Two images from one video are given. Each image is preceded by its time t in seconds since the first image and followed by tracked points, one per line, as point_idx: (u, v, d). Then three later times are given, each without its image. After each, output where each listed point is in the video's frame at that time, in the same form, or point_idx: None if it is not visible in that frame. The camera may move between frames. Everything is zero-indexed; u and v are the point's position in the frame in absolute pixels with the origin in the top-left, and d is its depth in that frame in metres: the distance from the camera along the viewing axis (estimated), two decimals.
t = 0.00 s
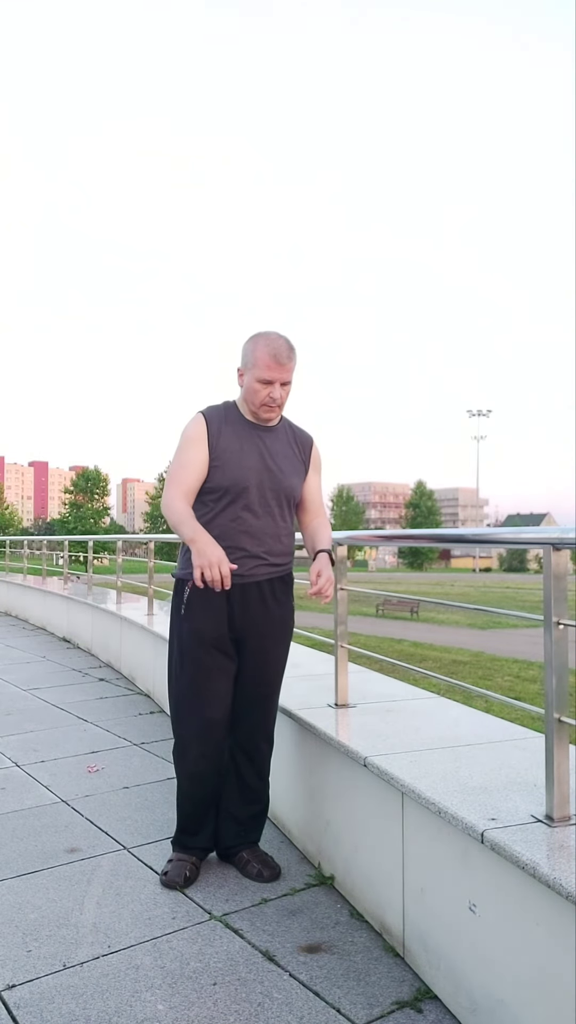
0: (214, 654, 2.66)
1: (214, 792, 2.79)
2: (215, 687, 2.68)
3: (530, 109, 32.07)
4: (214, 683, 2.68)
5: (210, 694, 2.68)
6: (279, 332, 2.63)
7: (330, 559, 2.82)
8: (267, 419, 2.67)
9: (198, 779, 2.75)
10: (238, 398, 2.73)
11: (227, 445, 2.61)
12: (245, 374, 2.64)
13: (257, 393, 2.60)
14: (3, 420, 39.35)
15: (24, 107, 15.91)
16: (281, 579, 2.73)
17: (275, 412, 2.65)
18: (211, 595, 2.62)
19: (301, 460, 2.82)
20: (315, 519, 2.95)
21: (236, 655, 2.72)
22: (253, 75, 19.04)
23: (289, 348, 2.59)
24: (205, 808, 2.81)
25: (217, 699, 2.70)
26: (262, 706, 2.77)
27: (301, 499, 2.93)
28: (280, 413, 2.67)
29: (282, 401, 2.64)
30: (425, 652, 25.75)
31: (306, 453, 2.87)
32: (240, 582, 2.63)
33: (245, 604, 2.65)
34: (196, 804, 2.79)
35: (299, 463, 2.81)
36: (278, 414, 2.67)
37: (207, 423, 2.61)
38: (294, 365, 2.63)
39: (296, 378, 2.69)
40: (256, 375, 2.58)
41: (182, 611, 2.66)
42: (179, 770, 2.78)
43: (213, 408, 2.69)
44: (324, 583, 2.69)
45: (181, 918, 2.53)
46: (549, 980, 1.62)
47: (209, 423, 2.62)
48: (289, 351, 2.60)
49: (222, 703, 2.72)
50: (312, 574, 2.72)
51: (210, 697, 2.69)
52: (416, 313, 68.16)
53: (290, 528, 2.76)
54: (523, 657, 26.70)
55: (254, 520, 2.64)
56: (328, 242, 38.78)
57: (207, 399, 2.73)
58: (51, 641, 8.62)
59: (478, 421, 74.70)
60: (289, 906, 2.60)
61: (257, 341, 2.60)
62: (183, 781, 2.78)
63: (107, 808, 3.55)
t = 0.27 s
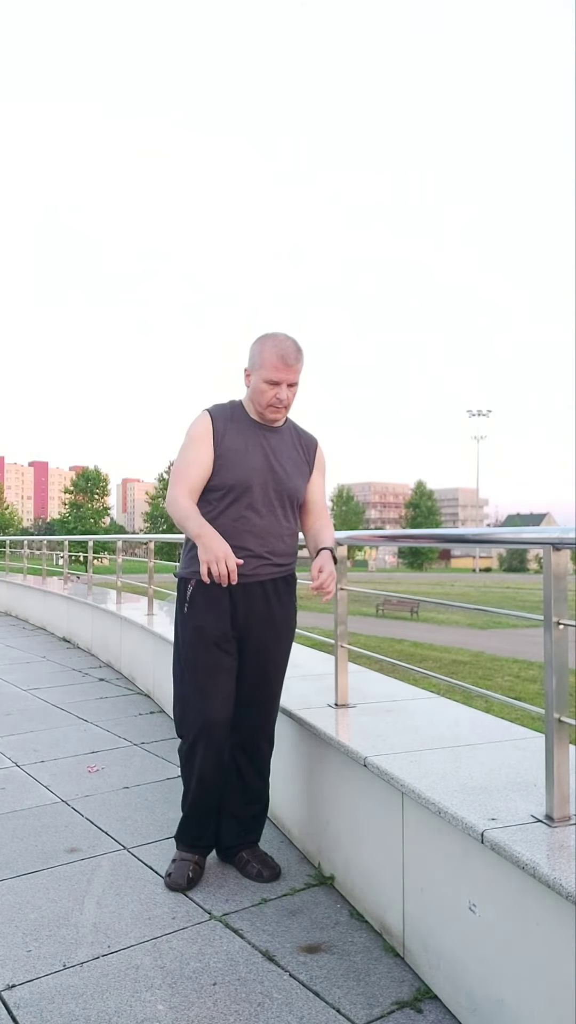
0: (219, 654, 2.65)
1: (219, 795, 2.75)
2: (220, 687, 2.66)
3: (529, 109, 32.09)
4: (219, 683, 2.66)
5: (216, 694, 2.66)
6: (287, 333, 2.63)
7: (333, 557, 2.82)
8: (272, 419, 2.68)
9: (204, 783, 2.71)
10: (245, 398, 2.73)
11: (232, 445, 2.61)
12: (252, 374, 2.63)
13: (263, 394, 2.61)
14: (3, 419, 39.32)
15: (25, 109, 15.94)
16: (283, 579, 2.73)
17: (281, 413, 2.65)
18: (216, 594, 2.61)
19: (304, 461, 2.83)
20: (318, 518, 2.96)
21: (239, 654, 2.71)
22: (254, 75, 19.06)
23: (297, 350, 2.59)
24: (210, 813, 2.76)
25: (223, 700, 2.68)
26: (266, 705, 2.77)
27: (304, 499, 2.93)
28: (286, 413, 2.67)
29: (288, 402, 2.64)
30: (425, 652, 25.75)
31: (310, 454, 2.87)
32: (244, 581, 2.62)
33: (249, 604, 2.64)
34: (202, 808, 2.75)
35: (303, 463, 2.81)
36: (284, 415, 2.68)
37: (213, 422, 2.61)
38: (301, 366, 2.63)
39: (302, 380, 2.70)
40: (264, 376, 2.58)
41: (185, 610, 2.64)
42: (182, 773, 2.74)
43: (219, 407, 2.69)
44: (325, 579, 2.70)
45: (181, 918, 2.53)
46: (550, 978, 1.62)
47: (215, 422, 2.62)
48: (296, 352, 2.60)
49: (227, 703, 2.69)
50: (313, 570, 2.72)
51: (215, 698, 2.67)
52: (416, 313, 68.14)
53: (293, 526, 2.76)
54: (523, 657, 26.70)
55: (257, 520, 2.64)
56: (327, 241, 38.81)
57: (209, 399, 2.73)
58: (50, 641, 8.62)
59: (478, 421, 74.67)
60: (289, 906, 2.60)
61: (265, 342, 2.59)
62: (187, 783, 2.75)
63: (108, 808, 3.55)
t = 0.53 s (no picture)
0: (221, 655, 2.64)
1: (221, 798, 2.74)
2: (222, 688, 2.66)
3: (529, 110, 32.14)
4: (221, 684, 2.65)
5: (216, 696, 2.65)
6: (283, 331, 2.64)
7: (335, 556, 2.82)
8: (269, 418, 2.68)
9: (206, 785, 2.70)
10: (241, 397, 2.74)
11: (228, 443, 2.61)
12: (247, 372, 2.64)
13: (260, 392, 2.61)
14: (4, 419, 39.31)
15: (27, 111, 15.97)
16: (282, 579, 2.72)
17: (278, 411, 2.66)
18: (216, 595, 2.61)
19: (302, 460, 2.83)
20: (317, 518, 2.96)
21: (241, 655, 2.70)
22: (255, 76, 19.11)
23: (292, 347, 2.60)
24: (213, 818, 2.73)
25: (225, 700, 2.68)
26: (267, 705, 2.76)
27: (303, 498, 2.93)
28: (283, 411, 2.68)
29: (285, 400, 2.65)
30: (425, 652, 25.76)
31: (308, 453, 2.88)
32: (244, 581, 2.62)
33: (250, 604, 2.64)
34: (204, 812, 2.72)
35: (301, 462, 2.81)
36: (281, 414, 2.68)
37: (209, 421, 2.62)
38: (297, 364, 2.64)
39: (299, 378, 2.71)
40: (260, 374, 2.59)
41: (184, 610, 2.64)
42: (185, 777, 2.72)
43: (215, 407, 2.70)
44: (331, 578, 2.69)
45: (180, 918, 2.53)
46: (551, 978, 1.62)
47: (212, 422, 2.62)
48: (293, 350, 2.62)
49: (228, 703, 2.69)
50: (318, 569, 2.72)
51: (217, 699, 2.66)
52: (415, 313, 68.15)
53: (291, 526, 2.76)
54: (523, 657, 26.70)
55: (256, 521, 2.64)
56: (327, 241, 38.84)
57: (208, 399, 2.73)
58: (51, 641, 8.61)
59: (478, 421, 74.63)
60: (289, 906, 2.60)
61: (262, 339, 2.61)
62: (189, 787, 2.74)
63: (108, 808, 3.55)
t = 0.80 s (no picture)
0: (218, 657, 2.63)
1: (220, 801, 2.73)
2: (219, 690, 2.65)
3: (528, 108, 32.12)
4: (218, 687, 2.65)
5: (214, 699, 2.65)
6: (273, 324, 2.63)
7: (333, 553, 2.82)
8: (261, 414, 2.66)
9: (205, 787, 2.69)
10: (232, 393, 2.72)
11: (222, 442, 2.59)
12: (238, 370, 2.63)
13: (251, 388, 2.60)
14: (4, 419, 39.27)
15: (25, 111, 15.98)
16: (278, 580, 2.72)
17: (270, 407, 2.65)
18: (213, 598, 2.60)
19: (297, 455, 2.82)
20: (313, 516, 2.95)
21: (238, 657, 2.70)
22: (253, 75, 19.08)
23: (283, 342, 2.59)
24: (212, 821, 2.72)
25: (222, 701, 2.67)
26: (264, 706, 2.76)
27: (298, 494, 2.92)
28: (274, 407, 2.66)
29: (276, 396, 2.63)
30: (425, 652, 25.73)
31: (302, 448, 2.86)
32: (241, 583, 2.61)
33: (248, 605, 2.63)
34: (202, 815, 2.71)
35: (297, 460, 2.80)
36: (273, 410, 2.67)
37: (201, 421, 2.60)
38: (288, 360, 2.62)
39: (290, 373, 2.69)
40: (250, 370, 2.58)
41: (180, 612, 2.63)
42: (182, 780, 2.71)
43: (206, 406, 2.68)
44: (332, 577, 2.69)
45: (180, 919, 2.52)
46: (551, 979, 1.62)
47: (204, 421, 2.60)
48: (282, 345, 2.60)
49: (226, 706, 2.68)
50: (319, 568, 2.72)
51: (214, 702, 2.65)
52: (414, 313, 68.19)
53: (287, 525, 2.76)
54: (523, 657, 26.66)
55: (253, 521, 2.63)
56: (326, 240, 38.80)
57: (204, 399, 2.72)
58: (51, 641, 8.61)
59: (478, 421, 74.57)
60: (288, 906, 2.60)
61: (252, 334, 2.59)
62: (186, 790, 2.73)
63: (108, 808, 3.55)
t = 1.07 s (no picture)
0: (216, 657, 2.63)
1: (219, 801, 2.72)
2: (217, 691, 2.65)
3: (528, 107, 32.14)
4: (216, 687, 2.64)
5: (212, 699, 2.64)
6: (263, 322, 2.60)
7: (332, 551, 2.82)
8: (253, 413, 2.64)
9: (203, 787, 2.68)
10: (224, 392, 2.70)
11: (214, 443, 2.58)
12: (228, 368, 2.61)
13: (241, 386, 2.57)
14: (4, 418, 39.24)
15: (26, 113, 16.07)
16: (276, 579, 2.71)
17: (262, 406, 2.62)
18: (209, 598, 2.59)
19: (292, 453, 2.79)
20: (309, 513, 2.95)
21: (236, 657, 2.70)
22: (254, 74, 19.06)
23: (272, 339, 2.56)
24: (210, 822, 2.72)
25: (220, 701, 2.66)
26: (263, 707, 2.76)
27: (294, 491, 2.90)
28: (267, 405, 2.64)
29: (268, 394, 2.61)
30: (425, 652, 25.72)
31: (297, 445, 2.84)
32: (238, 583, 2.60)
33: (246, 605, 2.63)
34: (201, 815, 2.71)
35: (293, 459, 2.79)
36: (265, 408, 2.64)
37: (191, 423, 2.58)
38: (278, 356, 2.59)
39: (281, 371, 2.66)
40: (240, 369, 2.55)
41: (178, 613, 2.62)
42: (179, 780, 2.71)
43: (198, 407, 2.65)
44: (330, 575, 2.70)
45: (180, 919, 2.53)
46: (550, 977, 1.62)
47: (196, 423, 2.58)
48: (272, 342, 2.58)
49: (224, 706, 2.67)
50: (319, 567, 2.72)
51: (212, 702, 2.65)
52: (414, 314, 68.23)
53: (284, 525, 2.74)
54: (523, 657, 26.66)
55: (250, 521, 2.61)
56: (327, 240, 38.81)
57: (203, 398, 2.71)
58: (51, 641, 8.62)
59: (478, 421, 74.54)
60: (288, 906, 2.60)
61: (241, 332, 2.57)
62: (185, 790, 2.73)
63: (108, 808, 3.55)
